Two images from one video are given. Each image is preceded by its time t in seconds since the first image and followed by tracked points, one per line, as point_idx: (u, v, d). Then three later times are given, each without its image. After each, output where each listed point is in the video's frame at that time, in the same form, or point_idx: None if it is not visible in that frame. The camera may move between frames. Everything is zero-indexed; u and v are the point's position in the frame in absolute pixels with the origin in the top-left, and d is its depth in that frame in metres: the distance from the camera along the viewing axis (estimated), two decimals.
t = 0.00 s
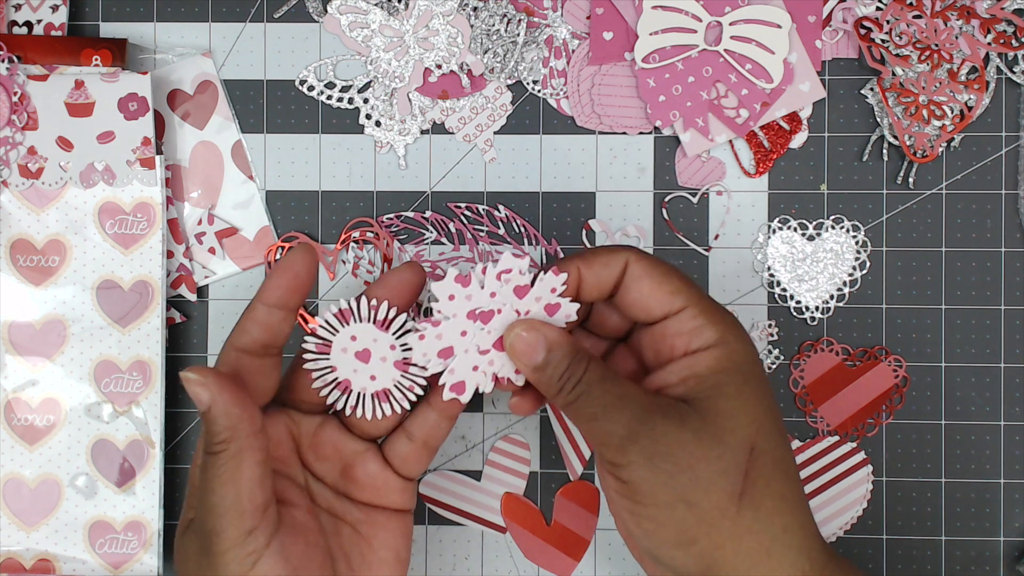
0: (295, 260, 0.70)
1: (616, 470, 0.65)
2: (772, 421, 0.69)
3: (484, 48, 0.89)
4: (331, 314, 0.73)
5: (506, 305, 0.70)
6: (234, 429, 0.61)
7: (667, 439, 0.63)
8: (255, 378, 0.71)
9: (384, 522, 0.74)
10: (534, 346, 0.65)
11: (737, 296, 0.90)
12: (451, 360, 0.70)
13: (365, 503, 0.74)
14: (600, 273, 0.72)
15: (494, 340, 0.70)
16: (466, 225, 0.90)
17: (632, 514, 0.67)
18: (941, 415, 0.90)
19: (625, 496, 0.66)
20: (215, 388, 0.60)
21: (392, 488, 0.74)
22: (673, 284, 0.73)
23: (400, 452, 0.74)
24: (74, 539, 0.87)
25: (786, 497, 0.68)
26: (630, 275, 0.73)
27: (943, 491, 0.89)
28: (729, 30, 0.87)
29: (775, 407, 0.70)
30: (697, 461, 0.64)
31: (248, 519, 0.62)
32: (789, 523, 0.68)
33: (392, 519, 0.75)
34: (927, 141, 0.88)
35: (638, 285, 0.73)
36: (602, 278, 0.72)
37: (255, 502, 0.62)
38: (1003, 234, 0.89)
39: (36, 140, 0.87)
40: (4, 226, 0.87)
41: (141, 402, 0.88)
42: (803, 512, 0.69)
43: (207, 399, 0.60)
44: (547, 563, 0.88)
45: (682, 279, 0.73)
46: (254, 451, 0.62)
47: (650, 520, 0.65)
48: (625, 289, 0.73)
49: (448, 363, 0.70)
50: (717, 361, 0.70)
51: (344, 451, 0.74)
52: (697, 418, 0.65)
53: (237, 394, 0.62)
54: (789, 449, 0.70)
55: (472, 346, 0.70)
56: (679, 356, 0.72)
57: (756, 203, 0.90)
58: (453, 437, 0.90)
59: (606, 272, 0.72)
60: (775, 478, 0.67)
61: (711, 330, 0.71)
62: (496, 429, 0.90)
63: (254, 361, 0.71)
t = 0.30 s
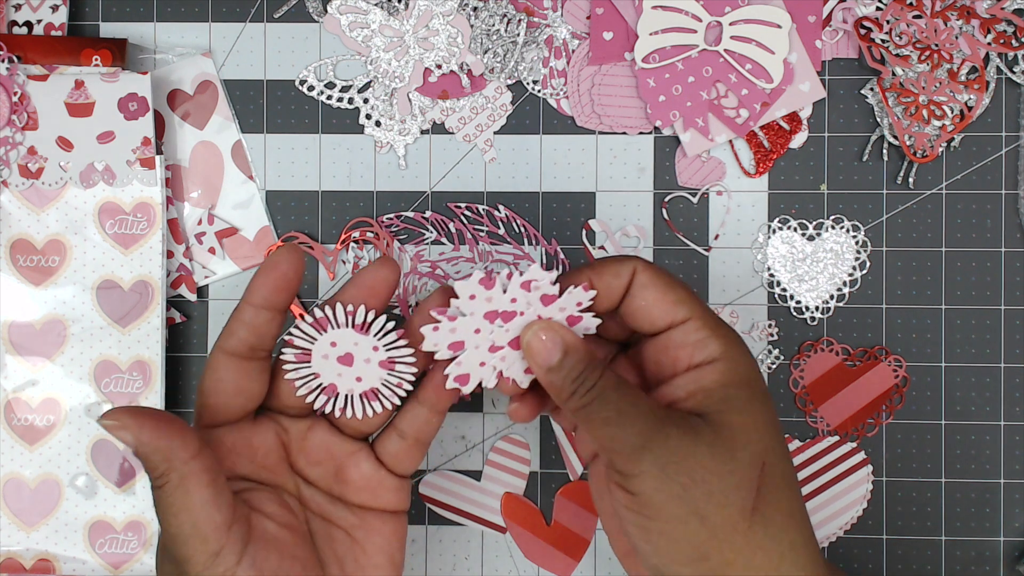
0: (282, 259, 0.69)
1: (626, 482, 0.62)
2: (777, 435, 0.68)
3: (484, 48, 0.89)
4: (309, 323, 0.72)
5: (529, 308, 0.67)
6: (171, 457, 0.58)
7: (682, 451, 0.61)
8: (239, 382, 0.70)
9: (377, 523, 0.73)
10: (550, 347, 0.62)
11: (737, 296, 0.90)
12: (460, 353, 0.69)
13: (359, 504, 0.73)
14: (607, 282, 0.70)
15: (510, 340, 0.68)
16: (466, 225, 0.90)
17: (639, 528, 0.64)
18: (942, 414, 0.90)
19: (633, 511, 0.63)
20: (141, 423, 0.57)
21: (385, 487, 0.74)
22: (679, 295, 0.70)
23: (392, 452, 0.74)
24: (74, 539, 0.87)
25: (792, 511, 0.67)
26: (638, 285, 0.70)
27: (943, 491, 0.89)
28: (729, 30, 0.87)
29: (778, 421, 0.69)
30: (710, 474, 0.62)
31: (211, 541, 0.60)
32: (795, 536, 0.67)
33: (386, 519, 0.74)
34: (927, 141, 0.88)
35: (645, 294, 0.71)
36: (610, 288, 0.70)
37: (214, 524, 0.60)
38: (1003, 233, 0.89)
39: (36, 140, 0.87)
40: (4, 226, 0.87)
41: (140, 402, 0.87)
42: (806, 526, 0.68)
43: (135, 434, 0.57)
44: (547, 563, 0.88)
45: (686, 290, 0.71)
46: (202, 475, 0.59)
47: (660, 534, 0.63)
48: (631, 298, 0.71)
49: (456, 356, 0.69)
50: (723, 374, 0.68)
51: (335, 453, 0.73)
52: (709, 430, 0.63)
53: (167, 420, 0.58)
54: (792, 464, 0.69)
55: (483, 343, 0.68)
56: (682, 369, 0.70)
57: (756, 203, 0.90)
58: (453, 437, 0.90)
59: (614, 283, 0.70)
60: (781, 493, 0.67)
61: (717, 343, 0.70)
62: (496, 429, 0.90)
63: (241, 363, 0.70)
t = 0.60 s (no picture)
0: (269, 271, 0.65)
1: (613, 494, 0.62)
2: (776, 455, 0.66)
3: (484, 48, 0.89)
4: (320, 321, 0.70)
5: (514, 323, 0.66)
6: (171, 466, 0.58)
7: (669, 466, 0.60)
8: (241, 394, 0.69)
9: (387, 523, 0.74)
10: (538, 361, 0.62)
11: (737, 296, 0.90)
12: (443, 377, 0.67)
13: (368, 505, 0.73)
14: (602, 292, 0.69)
15: (499, 358, 0.67)
16: (466, 225, 0.90)
17: (625, 539, 0.64)
18: (941, 414, 0.90)
19: (620, 522, 0.63)
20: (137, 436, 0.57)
21: (395, 487, 0.74)
22: (678, 309, 0.69)
23: (400, 453, 0.73)
24: (74, 539, 0.87)
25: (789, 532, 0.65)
26: (635, 297, 0.69)
27: (943, 491, 0.89)
28: (729, 30, 0.87)
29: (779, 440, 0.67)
30: (697, 491, 0.61)
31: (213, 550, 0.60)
32: (787, 558, 0.64)
33: (395, 520, 0.74)
34: (927, 141, 0.88)
35: (644, 307, 0.69)
36: (605, 299, 0.68)
37: (218, 530, 0.60)
38: (1003, 233, 0.89)
39: (36, 140, 0.87)
40: (4, 226, 0.87)
41: (141, 402, 0.88)
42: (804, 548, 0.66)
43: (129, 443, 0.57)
44: (546, 563, 0.88)
45: (688, 303, 0.70)
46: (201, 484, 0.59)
47: (643, 547, 0.62)
48: (629, 310, 0.69)
49: (438, 380, 0.67)
50: (722, 389, 0.66)
51: (342, 454, 0.73)
52: (700, 446, 0.62)
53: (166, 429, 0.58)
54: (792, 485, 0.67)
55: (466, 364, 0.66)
56: (681, 383, 0.69)
57: (756, 203, 0.90)
58: (454, 437, 0.90)
59: (609, 293, 0.69)
60: (776, 514, 0.64)
61: (717, 358, 0.68)
62: (496, 429, 0.90)
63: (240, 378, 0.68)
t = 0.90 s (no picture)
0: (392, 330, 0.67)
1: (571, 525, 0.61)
2: (745, 498, 0.63)
3: (484, 48, 0.89)
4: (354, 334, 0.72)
5: (478, 346, 0.64)
6: (373, 449, 0.61)
7: (625, 504, 0.59)
8: (305, 417, 0.67)
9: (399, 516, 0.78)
10: (503, 386, 0.61)
11: (737, 296, 0.90)
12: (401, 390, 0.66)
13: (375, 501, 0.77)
14: (575, 325, 0.65)
15: (467, 375, 0.65)
16: (466, 225, 0.90)
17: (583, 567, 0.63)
18: (941, 414, 0.90)
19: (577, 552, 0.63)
20: (407, 412, 0.61)
21: (399, 484, 0.78)
22: (657, 345, 0.64)
23: (408, 453, 0.77)
24: (74, 539, 0.87)
25: None
26: (610, 333, 0.65)
27: (943, 492, 0.89)
28: (729, 30, 0.87)
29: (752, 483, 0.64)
30: (653, 531, 0.59)
31: (339, 541, 0.62)
32: None
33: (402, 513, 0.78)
34: (927, 141, 0.88)
35: (620, 344, 0.65)
36: (577, 332, 0.65)
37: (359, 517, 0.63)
38: (1003, 234, 0.89)
39: (36, 140, 0.87)
40: (4, 226, 0.87)
41: (141, 402, 0.88)
42: None
43: (392, 416, 0.61)
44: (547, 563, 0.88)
45: (671, 336, 0.65)
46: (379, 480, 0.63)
47: None
48: (606, 344, 0.65)
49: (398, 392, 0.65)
50: (696, 429, 0.63)
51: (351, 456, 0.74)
52: (660, 485, 0.60)
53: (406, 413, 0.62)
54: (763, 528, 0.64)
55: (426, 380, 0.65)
56: (657, 418, 0.66)
57: (756, 203, 0.90)
58: (454, 437, 0.90)
59: (582, 327, 0.65)
60: (737, 559, 0.62)
61: (696, 396, 0.64)
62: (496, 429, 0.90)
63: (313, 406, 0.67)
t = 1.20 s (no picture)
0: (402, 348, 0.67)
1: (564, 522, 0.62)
2: (738, 492, 0.63)
3: (484, 48, 0.89)
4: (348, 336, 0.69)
5: (466, 355, 0.60)
6: (383, 451, 0.60)
7: (615, 500, 0.59)
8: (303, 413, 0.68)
9: (396, 513, 0.77)
10: (491, 392, 0.60)
11: (737, 296, 0.90)
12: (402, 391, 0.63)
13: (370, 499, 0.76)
14: (565, 331, 0.65)
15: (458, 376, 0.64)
16: (466, 226, 0.90)
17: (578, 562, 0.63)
18: (941, 414, 0.90)
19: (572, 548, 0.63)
20: (421, 423, 0.60)
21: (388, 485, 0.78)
22: (645, 346, 0.65)
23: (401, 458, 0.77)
24: (74, 539, 0.87)
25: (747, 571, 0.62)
26: (601, 336, 0.65)
27: (943, 492, 0.89)
28: (729, 30, 0.87)
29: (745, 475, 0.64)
30: (644, 525, 0.60)
31: (346, 528, 0.62)
32: None
33: (398, 511, 0.78)
34: (927, 141, 0.88)
35: (611, 346, 0.65)
36: (566, 339, 0.65)
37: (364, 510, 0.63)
38: (1003, 234, 0.89)
39: (36, 140, 0.87)
40: (4, 226, 0.87)
41: (141, 402, 0.88)
42: None
43: (406, 427, 0.60)
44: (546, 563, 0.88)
45: (660, 336, 0.66)
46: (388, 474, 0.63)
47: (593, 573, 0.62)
48: (596, 348, 0.66)
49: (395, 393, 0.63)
50: (687, 426, 0.63)
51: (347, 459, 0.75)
52: (651, 480, 0.61)
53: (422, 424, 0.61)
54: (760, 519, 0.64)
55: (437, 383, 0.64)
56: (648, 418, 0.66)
57: (756, 203, 0.90)
58: (453, 437, 0.90)
59: (571, 333, 0.65)
60: (732, 552, 0.62)
61: (687, 394, 0.65)
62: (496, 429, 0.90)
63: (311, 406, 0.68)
